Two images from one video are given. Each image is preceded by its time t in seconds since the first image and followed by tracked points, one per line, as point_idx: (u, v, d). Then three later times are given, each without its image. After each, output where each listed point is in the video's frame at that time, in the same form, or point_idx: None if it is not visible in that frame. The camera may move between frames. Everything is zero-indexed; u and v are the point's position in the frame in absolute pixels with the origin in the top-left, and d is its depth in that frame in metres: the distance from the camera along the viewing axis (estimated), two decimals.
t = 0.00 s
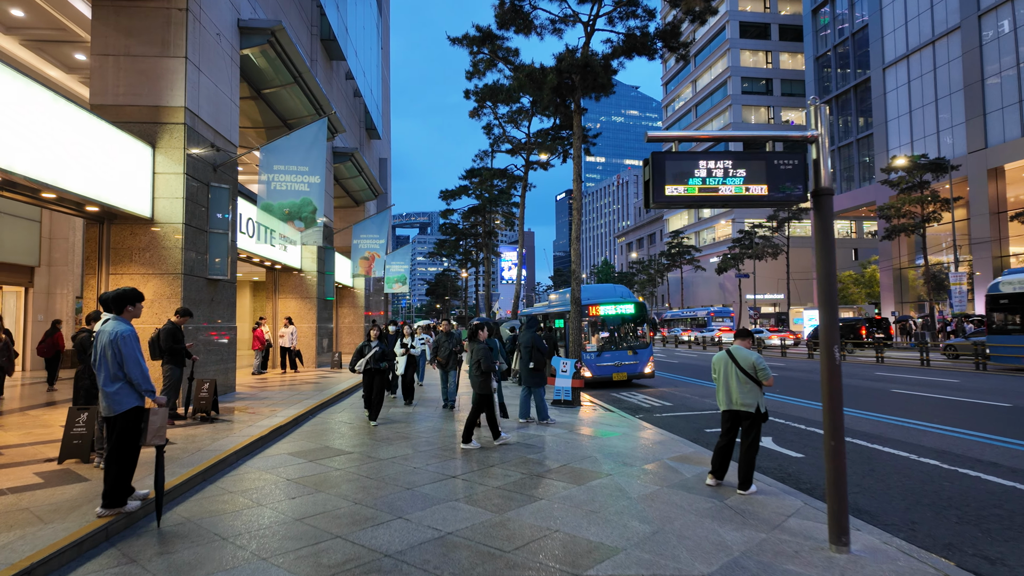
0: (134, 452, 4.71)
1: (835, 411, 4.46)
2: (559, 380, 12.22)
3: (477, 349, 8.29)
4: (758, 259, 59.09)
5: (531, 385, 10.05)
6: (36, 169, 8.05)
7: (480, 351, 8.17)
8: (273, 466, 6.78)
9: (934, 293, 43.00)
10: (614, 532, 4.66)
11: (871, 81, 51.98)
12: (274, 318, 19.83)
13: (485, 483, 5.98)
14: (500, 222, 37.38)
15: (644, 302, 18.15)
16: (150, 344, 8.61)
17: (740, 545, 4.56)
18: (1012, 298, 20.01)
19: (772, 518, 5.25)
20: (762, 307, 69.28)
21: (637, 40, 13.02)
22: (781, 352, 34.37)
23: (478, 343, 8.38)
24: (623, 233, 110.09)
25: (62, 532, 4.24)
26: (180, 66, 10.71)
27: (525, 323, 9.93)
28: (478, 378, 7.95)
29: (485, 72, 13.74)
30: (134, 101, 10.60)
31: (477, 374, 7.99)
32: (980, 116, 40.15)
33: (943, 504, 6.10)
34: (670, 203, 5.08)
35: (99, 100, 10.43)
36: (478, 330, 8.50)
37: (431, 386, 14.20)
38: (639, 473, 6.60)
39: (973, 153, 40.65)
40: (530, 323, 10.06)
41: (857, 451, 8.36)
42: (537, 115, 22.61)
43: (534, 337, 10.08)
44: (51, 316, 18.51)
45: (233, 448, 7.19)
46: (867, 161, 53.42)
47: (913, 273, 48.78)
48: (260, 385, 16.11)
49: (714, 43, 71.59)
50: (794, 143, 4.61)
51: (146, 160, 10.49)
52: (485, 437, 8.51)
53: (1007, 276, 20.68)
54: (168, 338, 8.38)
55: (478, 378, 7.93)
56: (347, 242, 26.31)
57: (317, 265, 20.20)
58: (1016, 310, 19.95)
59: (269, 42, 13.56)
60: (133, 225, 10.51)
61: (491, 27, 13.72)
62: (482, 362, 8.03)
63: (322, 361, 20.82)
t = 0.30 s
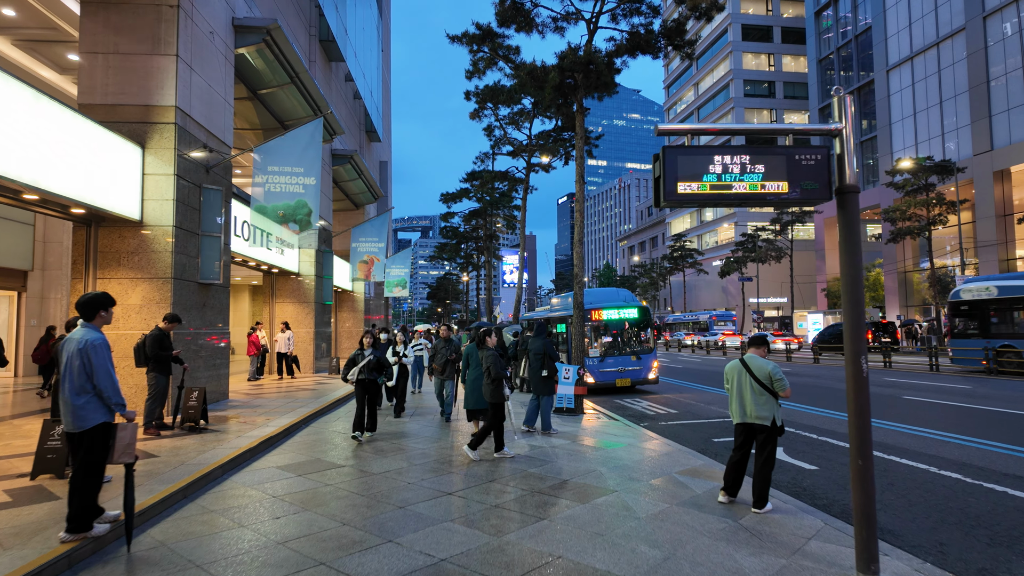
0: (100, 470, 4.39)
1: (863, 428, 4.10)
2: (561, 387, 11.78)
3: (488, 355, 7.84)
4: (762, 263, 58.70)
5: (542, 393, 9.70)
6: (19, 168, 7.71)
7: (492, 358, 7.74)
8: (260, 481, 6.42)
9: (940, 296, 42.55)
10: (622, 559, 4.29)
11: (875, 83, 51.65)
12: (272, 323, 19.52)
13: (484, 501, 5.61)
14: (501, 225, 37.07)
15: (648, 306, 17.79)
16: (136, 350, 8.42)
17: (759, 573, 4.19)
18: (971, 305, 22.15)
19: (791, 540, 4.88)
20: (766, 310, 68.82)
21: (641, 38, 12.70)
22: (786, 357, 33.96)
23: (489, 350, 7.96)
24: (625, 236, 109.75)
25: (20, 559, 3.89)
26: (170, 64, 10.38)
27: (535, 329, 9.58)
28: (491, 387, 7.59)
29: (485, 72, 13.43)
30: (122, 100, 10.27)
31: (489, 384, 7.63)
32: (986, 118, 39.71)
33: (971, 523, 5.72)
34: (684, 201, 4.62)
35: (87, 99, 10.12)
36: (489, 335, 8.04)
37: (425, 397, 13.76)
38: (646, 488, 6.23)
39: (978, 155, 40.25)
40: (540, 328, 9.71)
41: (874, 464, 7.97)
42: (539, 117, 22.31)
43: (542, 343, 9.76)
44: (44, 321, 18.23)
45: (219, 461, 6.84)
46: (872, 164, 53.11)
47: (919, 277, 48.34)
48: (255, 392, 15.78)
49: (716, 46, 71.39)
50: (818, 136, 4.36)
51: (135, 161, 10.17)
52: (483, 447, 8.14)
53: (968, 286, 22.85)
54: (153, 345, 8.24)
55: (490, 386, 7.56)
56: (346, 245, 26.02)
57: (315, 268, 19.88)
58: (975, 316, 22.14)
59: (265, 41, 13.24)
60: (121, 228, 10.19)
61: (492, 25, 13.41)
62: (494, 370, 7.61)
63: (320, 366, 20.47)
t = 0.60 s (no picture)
0: (57, 481, 4.02)
1: (893, 438, 3.73)
2: (562, 391, 11.43)
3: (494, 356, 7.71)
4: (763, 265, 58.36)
5: (544, 396, 9.32)
6: None
7: (498, 359, 7.54)
8: (242, 491, 6.07)
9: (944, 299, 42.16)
10: None
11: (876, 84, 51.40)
12: (266, 325, 19.16)
13: (478, 514, 5.24)
14: (501, 226, 36.73)
15: (650, 307, 17.44)
16: (116, 352, 8.37)
17: None
18: (935, 309, 22.29)
19: (810, 557, 4.50)
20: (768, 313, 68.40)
21: (643, 32, 12.36)
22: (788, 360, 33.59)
23: (495, 351, 7.81)
24: (625, 239, 109.44)
25: None
26: (158, 57, 10.05)
27: (541, 331, 9.26)
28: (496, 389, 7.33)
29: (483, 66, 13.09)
30: (107, 94, 9.92)
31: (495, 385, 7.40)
32: (989, 119, 39.44)
33: (1000, 537, 5.34)
34: (695, 187, 4.21)
35: (71, 93, 9.78)
36: (497, 338, 7.88)
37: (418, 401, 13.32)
38: (652, 499, 5.86)
39: (982, 156, 39.96)
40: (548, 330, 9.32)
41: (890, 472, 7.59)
42: (539, 115, 21.98)
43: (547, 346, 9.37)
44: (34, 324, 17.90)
45: (200, 469, 6.48)
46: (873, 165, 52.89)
47: (921, 279, 47.99)
48: (248, 395, 15.41)
49: (717, 48, 71.25)
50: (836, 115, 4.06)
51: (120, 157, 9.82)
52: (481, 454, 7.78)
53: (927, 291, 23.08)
54: (135, 347, 8.22)
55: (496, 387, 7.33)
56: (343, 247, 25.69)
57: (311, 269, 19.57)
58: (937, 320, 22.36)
59: (257, 36, 12.93)
60: (106, 226, 9.83)
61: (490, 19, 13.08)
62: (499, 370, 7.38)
63: (316, 369, 20.09)
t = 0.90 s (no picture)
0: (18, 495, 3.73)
1: (936, 453, 3.37)
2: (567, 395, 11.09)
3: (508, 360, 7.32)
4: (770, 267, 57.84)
5: (549, 401, 9.04)
6: None
7: (514, 364, 7.15)
8: (229, 504, 5.73)
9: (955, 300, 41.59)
10: None
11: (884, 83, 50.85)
12: (266, 327, 18.87)
13: (478, 531, 4.89)
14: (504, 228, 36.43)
15: (657, 309, 17.07)
16: (102, 357, 8.15)
17: None
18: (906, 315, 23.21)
19: None
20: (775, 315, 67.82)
21: (650, 26, 12.01)
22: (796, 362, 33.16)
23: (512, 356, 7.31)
24: (630, 240, 108.97)
25: None
26: (150, 52, 9.77)
27: (547, 334, 8.91)
28: (512, 396, 6.94)
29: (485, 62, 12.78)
30: (99, 90, 9.65)
31: (511, 391, 6.99)
32: (1000, 118, 38.87)
33: None
34: (716, 176, 3.94)
35: (61, 89, 9.51)
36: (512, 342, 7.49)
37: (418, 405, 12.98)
38: (663, 513, 5.50)
39: (993, 156, 39.40)
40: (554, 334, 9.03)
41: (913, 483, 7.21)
42: (543, 114, 21.65)
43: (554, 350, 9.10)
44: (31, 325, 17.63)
45: (187, 480, 6.16)
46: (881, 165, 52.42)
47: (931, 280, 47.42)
48: (247, 399, 15.11)
49: (722, 48, 70.76)
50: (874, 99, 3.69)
51: (112, 155, 9.54)
52: (483, 462, 7.42)
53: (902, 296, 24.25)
54: (121, 351, 8.01)
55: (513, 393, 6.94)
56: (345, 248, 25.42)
57: (312, 271, 19.29)
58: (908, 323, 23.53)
59: (254, 31, 12.68)
60: (97, 225, 9.55)
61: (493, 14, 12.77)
62: (517, 375, 7.00)
63: (317, 372, 19.78)
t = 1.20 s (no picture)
0: None
1: (996, 463, 2.99)
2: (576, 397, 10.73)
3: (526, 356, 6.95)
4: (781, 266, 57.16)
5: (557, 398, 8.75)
6: None
7: (535, 362, 6.76)
8: (219, 509, 5.42)
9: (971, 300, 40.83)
10: None
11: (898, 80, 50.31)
12: (270, 326, 18.61)
13: (484, 542, 4.53)
14: (511, 227, 36.09)
15: (668, 307, 16.67)
16: (92, 355, 7.91)
17: None
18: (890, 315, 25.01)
19: None
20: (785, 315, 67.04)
21: (663, 14, 11.58)
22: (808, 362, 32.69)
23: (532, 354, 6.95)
24: (638, 240, 108.33)
25: None
26: (147, 42, 9.49)
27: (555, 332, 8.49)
28: (531, 394, 6.61)
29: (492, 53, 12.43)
30: (93, 81, 9.38)
31: (531, 391, 6.63)
32: (1017, 114, 38.11)
33: None
34: (744, 150, 3.58)
35: (55, 80, 9.25)
36: (531, 339, 7.10)
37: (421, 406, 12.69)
38: (680, 523, 5.11)
39: (1009, 153, 38.66)
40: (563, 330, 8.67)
41: (946, 491, 6.77)
42: (551, 109, 21.28)
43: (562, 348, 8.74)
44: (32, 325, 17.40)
45: (177, 484, 5.85)
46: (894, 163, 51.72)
47: (945, 279, 46.70)
48: (249, 399, 14.86)
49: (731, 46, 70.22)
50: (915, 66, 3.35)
51: (107, 147, 9.25)
52: (488, 466, 7.05)
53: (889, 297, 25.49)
54: (112, 348, 7.78)
55: (533, 390, 6.59)
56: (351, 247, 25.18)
57: (316, 269, 19.04)
58: (892, 324, 24.97)
59: (256, 23, 12.38)
60: (92, 220, 9.28)
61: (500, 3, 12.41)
62: (538, 373, 6.65)
63: (321, 372, 19.48)
